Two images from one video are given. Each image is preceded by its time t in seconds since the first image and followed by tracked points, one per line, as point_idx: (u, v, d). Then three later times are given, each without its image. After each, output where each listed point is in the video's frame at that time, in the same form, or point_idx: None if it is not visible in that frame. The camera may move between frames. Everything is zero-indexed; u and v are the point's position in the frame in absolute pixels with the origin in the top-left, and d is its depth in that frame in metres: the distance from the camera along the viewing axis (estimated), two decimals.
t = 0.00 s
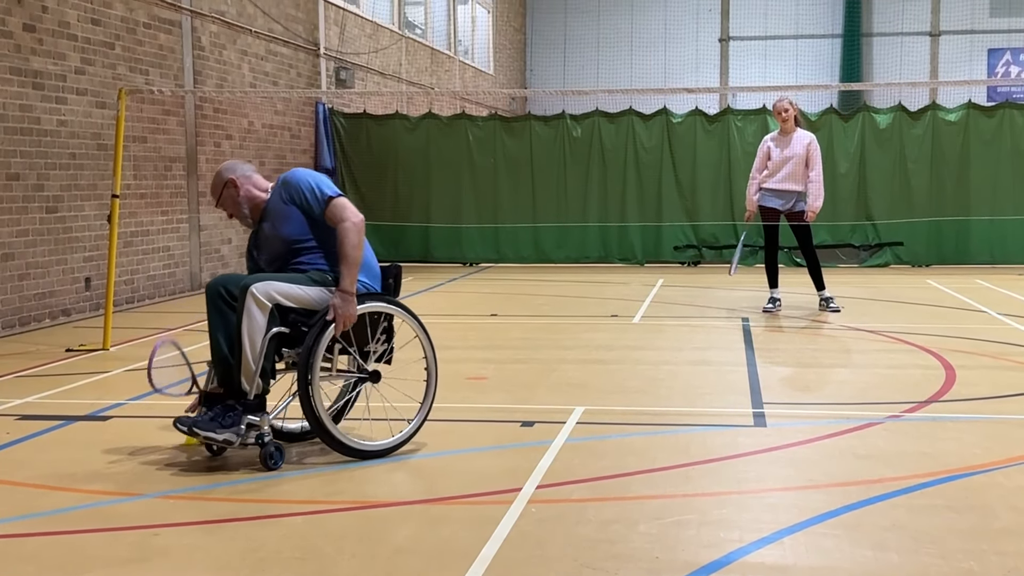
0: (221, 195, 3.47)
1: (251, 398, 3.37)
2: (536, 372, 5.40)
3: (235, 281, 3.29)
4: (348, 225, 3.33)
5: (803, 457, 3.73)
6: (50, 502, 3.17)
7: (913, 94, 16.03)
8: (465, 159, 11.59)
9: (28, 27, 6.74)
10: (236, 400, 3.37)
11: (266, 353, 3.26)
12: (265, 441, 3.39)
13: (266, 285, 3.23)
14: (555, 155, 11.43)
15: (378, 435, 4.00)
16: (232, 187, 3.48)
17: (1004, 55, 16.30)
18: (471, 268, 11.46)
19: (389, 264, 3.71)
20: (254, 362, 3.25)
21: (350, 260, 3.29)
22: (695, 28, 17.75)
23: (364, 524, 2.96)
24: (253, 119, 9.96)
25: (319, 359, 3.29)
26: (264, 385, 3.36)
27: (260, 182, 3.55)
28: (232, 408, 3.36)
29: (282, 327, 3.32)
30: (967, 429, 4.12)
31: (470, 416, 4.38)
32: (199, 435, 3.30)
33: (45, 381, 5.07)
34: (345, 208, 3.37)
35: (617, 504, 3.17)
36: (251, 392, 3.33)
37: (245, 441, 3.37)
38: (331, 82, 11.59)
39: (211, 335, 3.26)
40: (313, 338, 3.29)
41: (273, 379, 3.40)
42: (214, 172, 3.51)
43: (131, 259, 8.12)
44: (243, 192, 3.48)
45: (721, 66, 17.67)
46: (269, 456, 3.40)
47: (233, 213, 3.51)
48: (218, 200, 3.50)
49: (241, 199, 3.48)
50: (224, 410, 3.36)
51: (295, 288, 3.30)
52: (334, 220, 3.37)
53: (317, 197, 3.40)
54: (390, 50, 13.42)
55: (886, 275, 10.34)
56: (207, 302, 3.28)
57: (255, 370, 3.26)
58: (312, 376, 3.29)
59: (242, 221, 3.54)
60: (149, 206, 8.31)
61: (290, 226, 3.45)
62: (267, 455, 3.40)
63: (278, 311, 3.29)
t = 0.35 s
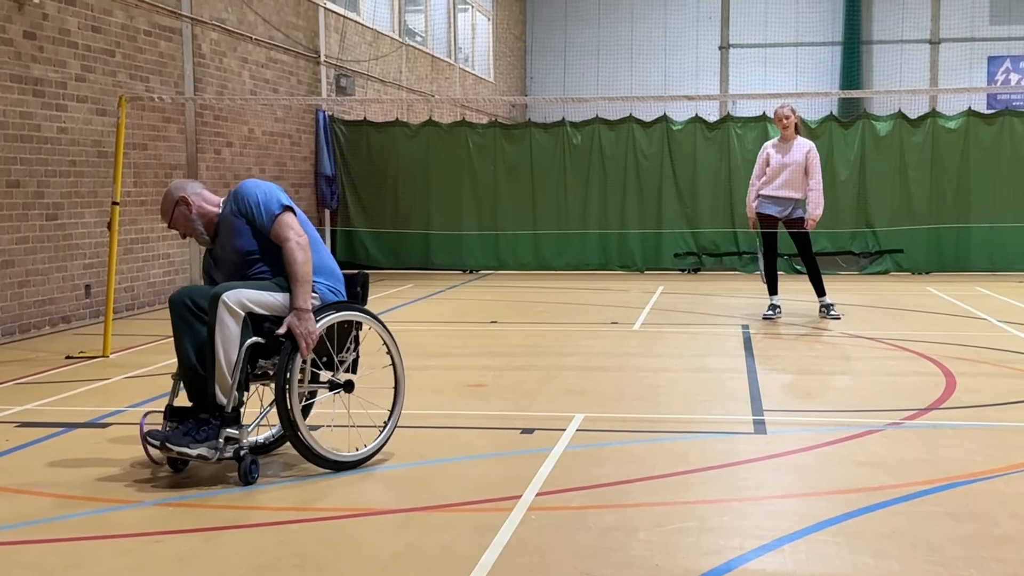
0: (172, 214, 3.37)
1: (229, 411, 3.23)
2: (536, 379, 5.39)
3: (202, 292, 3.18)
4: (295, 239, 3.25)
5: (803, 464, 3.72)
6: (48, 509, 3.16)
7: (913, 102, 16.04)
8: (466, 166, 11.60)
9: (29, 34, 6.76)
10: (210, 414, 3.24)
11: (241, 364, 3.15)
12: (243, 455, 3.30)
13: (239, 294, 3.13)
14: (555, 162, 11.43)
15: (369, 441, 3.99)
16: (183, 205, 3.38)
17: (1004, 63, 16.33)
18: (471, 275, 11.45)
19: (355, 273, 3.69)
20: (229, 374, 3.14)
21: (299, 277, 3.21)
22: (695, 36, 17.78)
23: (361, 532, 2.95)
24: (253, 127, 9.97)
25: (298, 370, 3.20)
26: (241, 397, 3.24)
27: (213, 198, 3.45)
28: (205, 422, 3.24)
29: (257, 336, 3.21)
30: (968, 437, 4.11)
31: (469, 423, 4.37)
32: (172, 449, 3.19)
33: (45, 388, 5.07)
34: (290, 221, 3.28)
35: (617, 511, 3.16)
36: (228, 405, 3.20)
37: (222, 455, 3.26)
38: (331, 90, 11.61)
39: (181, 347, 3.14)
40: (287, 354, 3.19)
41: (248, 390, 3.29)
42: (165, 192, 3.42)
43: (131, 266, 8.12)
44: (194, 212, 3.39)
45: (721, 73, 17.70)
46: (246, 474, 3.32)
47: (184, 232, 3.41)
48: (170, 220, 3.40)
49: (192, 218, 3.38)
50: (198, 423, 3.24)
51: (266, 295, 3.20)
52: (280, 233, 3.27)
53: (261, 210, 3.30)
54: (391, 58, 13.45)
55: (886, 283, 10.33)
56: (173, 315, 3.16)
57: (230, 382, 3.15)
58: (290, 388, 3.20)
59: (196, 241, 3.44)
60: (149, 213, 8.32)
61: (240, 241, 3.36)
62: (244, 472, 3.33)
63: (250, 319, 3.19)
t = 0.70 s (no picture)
0: (187, 173, 3.24)
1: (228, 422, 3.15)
2: (542, 385, 5.39)
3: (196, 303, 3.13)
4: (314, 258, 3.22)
5: (810, 471, 3.71)
6: (55, 516, 3.16)
7: (919, 108, 16.02)
8: (472, 173, 11.60)
9: (37, 41, 6.79)
10: (207, 426, 3.16)
11: (240, 375, 3.09)
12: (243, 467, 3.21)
13: (238, 303, 3.09)
14: (561, 168, 11.43)
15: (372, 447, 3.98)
16: (200, 170, 3.26)
17: (1010, 69, 16.30)
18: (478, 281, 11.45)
19: (341, 280, 3.62)
20: (228, 384, 3.08)
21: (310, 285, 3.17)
22: (701, 42, 17.79)
23: (366, 538, 2.95)
24: (260, 134, 10.00)
25: (297, 377, 3.16)
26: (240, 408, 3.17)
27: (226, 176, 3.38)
28: (203, 434, 3.15)
29: (256, 347, 3.16)
30: (976, 443, 4.09)
31: (475, 429, 4.36)
32: (171, 463, 3.09)
33: (53, 395, 5.08)
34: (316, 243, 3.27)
35: (623, 518, 3.15)
36: (227, 417, 3.13)
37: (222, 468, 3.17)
38: (337, 96, 11.64)
39: (174, 359, 3.09)
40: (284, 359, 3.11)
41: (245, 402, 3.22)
42: (179, 150, 3.26)
43: (139, 273, 8.14)
44: (209, 180, 3.28)
45: (726, 80, 17.70)
46: (246, 486, 3.26)
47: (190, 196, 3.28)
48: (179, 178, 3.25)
49: (206, 185, 3.27)
50: (196, 435, 3.15)
51: (267, 306, 3.16)
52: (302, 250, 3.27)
53: (286, 221, 3.29)
54: (397, 65, 13.48)
55: (894, 289, 10.30)
56: (164, 328, 3.10)
57: (229, 392, 3.08)
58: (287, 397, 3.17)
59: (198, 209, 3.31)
60: (156, 219, 8.35)
61: (250, 240, 3.33)
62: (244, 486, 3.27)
63: (250, 330, 3.14)
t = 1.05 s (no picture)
0: (269, 143, 3.30)
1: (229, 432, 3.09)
2: (555, 391, 5.37)
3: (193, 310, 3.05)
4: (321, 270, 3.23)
5: (825, 477, 3.68)
6: (71, 521, 3.17)
7: (933, 112, 15.93)
8: (484, 178, 11.61)
9: (51, 48, 6.83)
10: (206, 436, 3.07)
11: (242, 384, 3.03)
12: (246, 478, 3.19)
13: (242, 310, 3.02)
14: (574, 174, 11.42)
15: (385, 454, 3.97)
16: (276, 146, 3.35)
17: None
18: (490, 286, 11.44)
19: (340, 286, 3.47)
20: (230, 392, 3.01)
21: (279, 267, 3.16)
22: (714, 47, 17.76)
23: (378, 543, 2.94)
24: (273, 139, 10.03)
25: (298, 389, 3.06)
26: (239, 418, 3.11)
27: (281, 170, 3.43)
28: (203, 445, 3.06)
29: (254, 356, 3.12)
30: (991, 448, 4.05)
31: (488, 434, 4.36)
32: (175, 474, 2.97)
33: (69, 400, 5.10)
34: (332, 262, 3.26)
35: (637, 523, 3.13)
36: (228, 427, 3.06)
37: (224, 479, 3.08)
38: (350, 102, 11.67)
39: (173, 368, 2.99)
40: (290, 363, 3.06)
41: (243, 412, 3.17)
42: (262, 121, 3.33)
43: (153, 279, 8.18)
44: (279, 159, 3.35)
45: (739, 84, 17.66)
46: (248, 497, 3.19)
47: (258, 165, 3.30)
48: (257, 144, 3.29)
49: (278, 162, 3.34)
50: (195, 446, 3.06)
51: (270, 315, 3.11)
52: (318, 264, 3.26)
53: (316, 231, 3.28)
54: (410, 70, 13.51)
55: (908, 294, 10.22)
56: (160, 335, 3.00)
57: (231, 402, 3.02)
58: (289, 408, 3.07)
59: (255, 179, 3.31)
60: (170, 226, 8.38)
61: (273, 237, 3.29)
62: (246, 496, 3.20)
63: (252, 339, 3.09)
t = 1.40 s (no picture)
0: (286, 145, 3.28)
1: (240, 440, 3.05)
2: (573, 394, 5.36)
3: (198, 316, 3.01)
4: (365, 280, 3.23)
5: (844, 480, 3.64)
6: (91, 523, 3.18)
7: (953, 114, 15.79)
8: (502, 180, 11.60)
9: (71, 53, 6.89)
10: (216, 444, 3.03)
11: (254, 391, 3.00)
12: (257, 486, 3.15)
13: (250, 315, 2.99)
14: (591, 176, 11.40)
15: (403, 458, 3.96)
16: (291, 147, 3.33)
17: None
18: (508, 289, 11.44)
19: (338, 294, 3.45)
20: (241, 399, 2.98)
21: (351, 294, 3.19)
22: (732, 49, 17.68)
23: (395, 546, 2.93)
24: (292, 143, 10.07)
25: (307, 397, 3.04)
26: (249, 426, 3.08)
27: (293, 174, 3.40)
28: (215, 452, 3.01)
29: (263, 363, 3.09)
30: (1013, 452, 3.99)
31: (505, 437, 4.35)
32: (191, 482, 2.92)
33: (89, 403, 5.13)
34: (374, 261, 3.30)
35: (655, 527, 3.11)
36: (240, 434, 3.02)
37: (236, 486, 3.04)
38: (368, 105, 11.70)
39: (181, 374, 2.94)
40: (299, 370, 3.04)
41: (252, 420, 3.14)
42: (279, 123, 3.31)
43: (173, 282, 8.24)
44: (294, 161, 3.32)
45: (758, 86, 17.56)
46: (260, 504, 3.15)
47: (274, 167, 3.26)
48: (274, 145, 3.26)
49: (294, 164, 3.32)
50: (206, 454, 3.01)
51: (279, 321, 3.08)
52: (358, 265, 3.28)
53: (334, 238, 3.26)
54: (428, 73, 13.53)
55: (929, 297, 10.13)
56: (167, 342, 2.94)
57: (243, 408, 2.98)
58: (298, 414, 3.04)
59: (270, 180, 3.26)
60: (190, 230, 8.43)
61: (286, 237, 3.24)
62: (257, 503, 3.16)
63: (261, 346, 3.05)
